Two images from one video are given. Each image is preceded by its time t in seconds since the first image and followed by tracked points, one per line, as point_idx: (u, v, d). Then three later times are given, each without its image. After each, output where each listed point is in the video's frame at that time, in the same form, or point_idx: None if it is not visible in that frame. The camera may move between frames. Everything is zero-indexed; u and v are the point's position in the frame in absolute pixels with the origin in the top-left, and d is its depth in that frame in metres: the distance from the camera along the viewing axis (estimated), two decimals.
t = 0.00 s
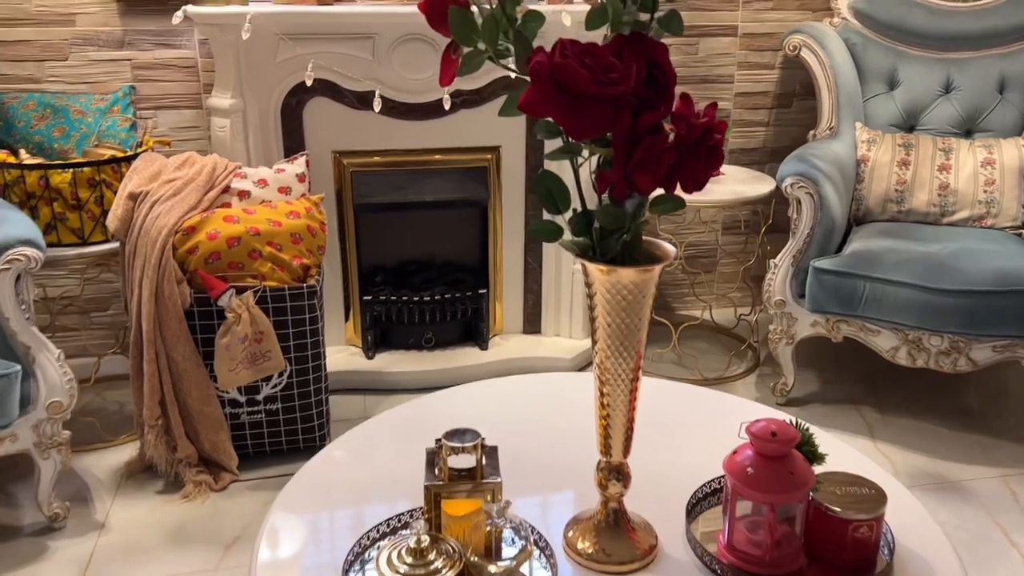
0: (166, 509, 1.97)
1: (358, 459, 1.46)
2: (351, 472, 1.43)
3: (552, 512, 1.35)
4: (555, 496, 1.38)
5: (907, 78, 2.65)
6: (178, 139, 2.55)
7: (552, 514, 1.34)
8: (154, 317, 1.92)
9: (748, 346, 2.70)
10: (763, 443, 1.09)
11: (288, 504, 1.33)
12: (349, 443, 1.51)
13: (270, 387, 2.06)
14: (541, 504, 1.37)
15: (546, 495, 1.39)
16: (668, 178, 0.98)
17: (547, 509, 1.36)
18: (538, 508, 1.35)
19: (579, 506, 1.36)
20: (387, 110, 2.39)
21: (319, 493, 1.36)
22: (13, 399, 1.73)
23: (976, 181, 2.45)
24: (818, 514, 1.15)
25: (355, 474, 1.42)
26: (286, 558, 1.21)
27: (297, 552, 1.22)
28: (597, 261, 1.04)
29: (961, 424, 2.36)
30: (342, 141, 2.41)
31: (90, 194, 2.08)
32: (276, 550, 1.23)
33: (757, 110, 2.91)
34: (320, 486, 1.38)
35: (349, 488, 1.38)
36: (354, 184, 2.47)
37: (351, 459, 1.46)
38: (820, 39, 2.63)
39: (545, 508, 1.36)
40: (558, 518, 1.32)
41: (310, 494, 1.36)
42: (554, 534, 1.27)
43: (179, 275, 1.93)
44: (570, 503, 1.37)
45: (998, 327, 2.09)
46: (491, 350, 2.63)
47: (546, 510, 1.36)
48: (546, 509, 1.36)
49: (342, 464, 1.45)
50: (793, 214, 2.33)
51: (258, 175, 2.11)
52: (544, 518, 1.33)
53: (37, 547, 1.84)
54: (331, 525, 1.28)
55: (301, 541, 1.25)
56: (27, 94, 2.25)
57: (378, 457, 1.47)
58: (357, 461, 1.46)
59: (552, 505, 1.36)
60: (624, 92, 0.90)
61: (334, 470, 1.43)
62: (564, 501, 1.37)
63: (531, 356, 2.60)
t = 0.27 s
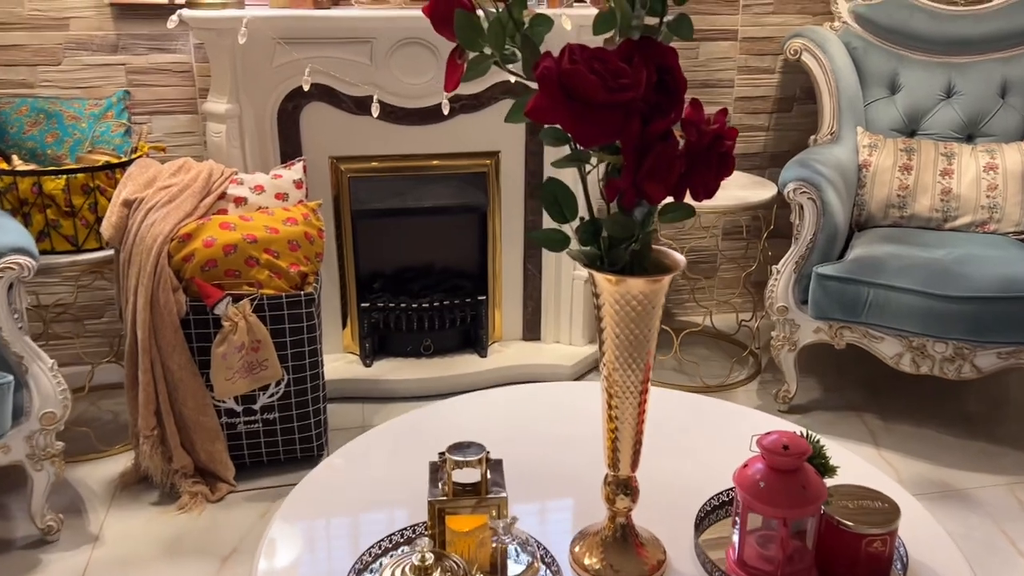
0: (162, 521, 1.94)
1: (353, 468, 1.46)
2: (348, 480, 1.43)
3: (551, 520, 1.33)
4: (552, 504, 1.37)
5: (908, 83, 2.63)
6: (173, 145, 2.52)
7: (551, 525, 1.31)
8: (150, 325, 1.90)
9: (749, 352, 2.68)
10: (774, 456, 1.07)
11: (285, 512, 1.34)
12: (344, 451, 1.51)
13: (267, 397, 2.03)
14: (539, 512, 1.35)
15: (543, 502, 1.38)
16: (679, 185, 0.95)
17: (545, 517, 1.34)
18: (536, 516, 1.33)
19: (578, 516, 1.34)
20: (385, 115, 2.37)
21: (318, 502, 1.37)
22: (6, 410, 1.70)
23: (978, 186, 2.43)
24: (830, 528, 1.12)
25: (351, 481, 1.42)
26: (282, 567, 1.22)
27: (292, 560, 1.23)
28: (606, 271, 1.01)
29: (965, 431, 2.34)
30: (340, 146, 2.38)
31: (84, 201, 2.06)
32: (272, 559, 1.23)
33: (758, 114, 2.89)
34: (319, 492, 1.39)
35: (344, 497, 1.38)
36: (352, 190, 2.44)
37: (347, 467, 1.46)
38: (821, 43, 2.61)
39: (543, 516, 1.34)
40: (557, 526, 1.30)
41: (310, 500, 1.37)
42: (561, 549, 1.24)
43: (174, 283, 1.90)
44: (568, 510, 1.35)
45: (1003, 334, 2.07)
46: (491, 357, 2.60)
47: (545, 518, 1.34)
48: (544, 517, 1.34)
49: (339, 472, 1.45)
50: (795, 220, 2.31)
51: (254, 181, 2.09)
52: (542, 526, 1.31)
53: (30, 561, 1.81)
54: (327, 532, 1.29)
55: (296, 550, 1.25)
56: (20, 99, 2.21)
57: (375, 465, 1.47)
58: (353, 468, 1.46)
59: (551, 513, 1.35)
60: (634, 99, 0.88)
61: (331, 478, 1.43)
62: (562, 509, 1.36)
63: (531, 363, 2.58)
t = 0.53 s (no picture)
0: (157, 529, 1.91)
1: (353, 475, 1.43)
2: (347, 487, 1.40)
3: (550, 526, 1.32)
4: (551, 509, 1.35)
5: (909, 85, 2.62)
6: (168, 148, 2.49)
7: (550, 532, 1.30)
8: (145, 331, 1.86)
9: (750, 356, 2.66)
10: (786, 464, 1.04)
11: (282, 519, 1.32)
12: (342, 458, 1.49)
13: (264, 403, 2.00)
14: (538, 518, 1.33)
15: (541, 508, 1.36)
16: (691, 186, 0.92)
17: (544, 523, 1.32)
18: (536, 522, 1.32)
19: (577, 524, 1.32)
20: (383, 117, 2.35)
21: (317, 508, 1.35)
22: None
23: (980, 189, 2.42)
24: (843, 537, 1.10)
25: (350, 488, 1.40)
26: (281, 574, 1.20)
27: (290, 567, 1.21)
28: (616, 275, 0.99)
29: (968, 435, 2.32)
30: (337, 149, 2.36)
31: (78, 204, 2.03)
32: (269, 566, 1.21)
33: (757, 117, 2.88)
34: (319, 500, 1.36)
35: (344, 504, 1.36)
36: (350, 193, 2.41)
37: (347, 474, 1.44)
38: (821, 45, 2.59)
39: (542, 521, 1.33)
40: (557, 531, 1.29)
41: (311, 507, 1.35)
42: (568, 559, 1.21)
43: (170, 287, 1.87)
44: (567, 515, 1.34)
45: (1007, 338, 2.06)
46: (490, 362, 2.57)
47: (544, 524, 1.32)
48: (542, 523, 1.33)
49: (338, 478, 1.43)
50: (797, 223, 2.29)
51: (251, 184, 2.06)
52: (541, 531, 1.30)
53: (23, 571, 1.77)
54: (325, 538, 1.27)
55: (294, 558, 1.23)
56: (13, 101, 2.18)
57: (375, 472, 1.44)
58: (353, 476, 1.44)
59: (549, 518, 1.33)
60: (646, 99, 0.86)
61: (330, 485, 1.41)
62: (561, 515, 1.34)
63: (531, 368, 2.55)
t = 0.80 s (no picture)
0: (153, 538, 1.88)
1: (351, 482, 1.41)
2: (345, 494, 1.38)
3: (549, 531, 1.30)
4: (550, 514, 1.34)
5: (909, 87, 2.61)
6: (163, 151, 2.46)
7: (548, 536, 1.29)
8: (140, 336, 1.84)
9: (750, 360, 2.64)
10: (797, 473, 1.02)
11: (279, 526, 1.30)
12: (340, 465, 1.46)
13: (261, 409, 1.97)
14: (536, 523, 1.32)
15: (540, 514, 1.35)
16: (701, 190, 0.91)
17: (542, 527, 1.31)
18: (534, 527, 1.31)
19: (575, 532, 1.30)
20: (381, 120, 2.32)
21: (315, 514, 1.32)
22: None
23: (981, 192, 2.41)
24: (853, 546, 1.08)
25: (348, 495, 1.37)
26: None
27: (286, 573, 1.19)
28: (623, 281, 0.97)
29: (970, 439, 2.31)
30: (335, 152, 2.34)
31: (72, 208, 2.00)
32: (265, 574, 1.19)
33: (757, 119, 2.86)
34: (315, 507, 1.34)
35: (341, 511, 1.33)
36: (347, 197, 2.39)
37: (345, 481, 1.41)
38: (822, 48, 2.58)
39: (541, 526, 1.32)
40: (555, 536, 1.28)
41: (309, 513, 1.32)
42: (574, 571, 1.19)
43: (166, 293, 1.84)
44: (566, 520, 1.33)
45: (1010, 342, 2.04)
46: (489, 367, 2.55)
47: (542, 529, 1.31)
48: (541, 528, 1.31)
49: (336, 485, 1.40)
50: (798, 226, 2.27)
51: (248, 188, 2.03)
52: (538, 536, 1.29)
53: None
54: (321, 545, 1.25)
55: (291, 564, 1.21)
56: (6, 104, 2.16)
57: (373, 479, 1.42)
58: (351, 483, 1.41)
59: (548, 523, 1.32)
60: (656, 100, 0.84)
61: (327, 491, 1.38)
62: (560, 519, 1.33)
63: (530, 373, 2.53)
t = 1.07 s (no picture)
0: (150, 545, 1.86)
1: (350, 488, 1.39)
2: (343, 500, 1.36)
3: (547, 535, 1.30)
4: (549, 519, 1.33)
5: (909, 91, 2.60)
6: (160, 156, 2.45)
7: (546, 542, 1.28)
8: (136, 342, 1.82)
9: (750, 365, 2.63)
10: (802, 482, 1.01)
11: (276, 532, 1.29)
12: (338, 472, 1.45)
13: (259, 416, 1.96)
14: (535, 528, 1.31)
15: (540, 518, 1.34)
16: (705, 197, 0.89)
17: (541, 532, 1.30)
18: (533, 531, 1.30)
19: (574, 539, 1.29)
20: (380, 124, 2.31)
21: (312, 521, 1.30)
22: None
23: (981, 196, 2.40)
24: (858, 555, 1.07)
25: (345, 501, 1.36)
26: None
27: None
28: (627, 288, 0.96)
29: (971, 444, 2.30)
30: (334, 156, 2.32)
31: (68, 213, 1.98)
32: None
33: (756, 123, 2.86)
34: (314, 513, 1.32)
35: (338, 518, 1.31)
36: (345, 201, 2.38)
37: (345, 488, 1.40)
38: (821, 51, 2.57)
39: (539, 531, 1.31)
40: (553, 541, 1.27)
41: (306, 519, 1.31)
42: None
43: (163, 298, 1.83)
44: (566, 525, 1.32)
45: (1012, 346, 2.03)
46: (487, 371, 2.54)
47: (541, 534, 1.30)
48: (540, 532, 1.31)
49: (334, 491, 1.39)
50: (799, 231, 2.26)
51: (245, 192, 2.02)
52: (537, 542, 1.28)
53: None
54: (318, 551, 1.23)
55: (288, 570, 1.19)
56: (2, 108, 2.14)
57: (371, 486, 1.40)
58: (349, 489, 1.40)
59: (547, 528, 1.31)
60: (661, 106, 0.83)
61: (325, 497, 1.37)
62: (559, 523, 1.32)
63: (529, 378, 2.52)
